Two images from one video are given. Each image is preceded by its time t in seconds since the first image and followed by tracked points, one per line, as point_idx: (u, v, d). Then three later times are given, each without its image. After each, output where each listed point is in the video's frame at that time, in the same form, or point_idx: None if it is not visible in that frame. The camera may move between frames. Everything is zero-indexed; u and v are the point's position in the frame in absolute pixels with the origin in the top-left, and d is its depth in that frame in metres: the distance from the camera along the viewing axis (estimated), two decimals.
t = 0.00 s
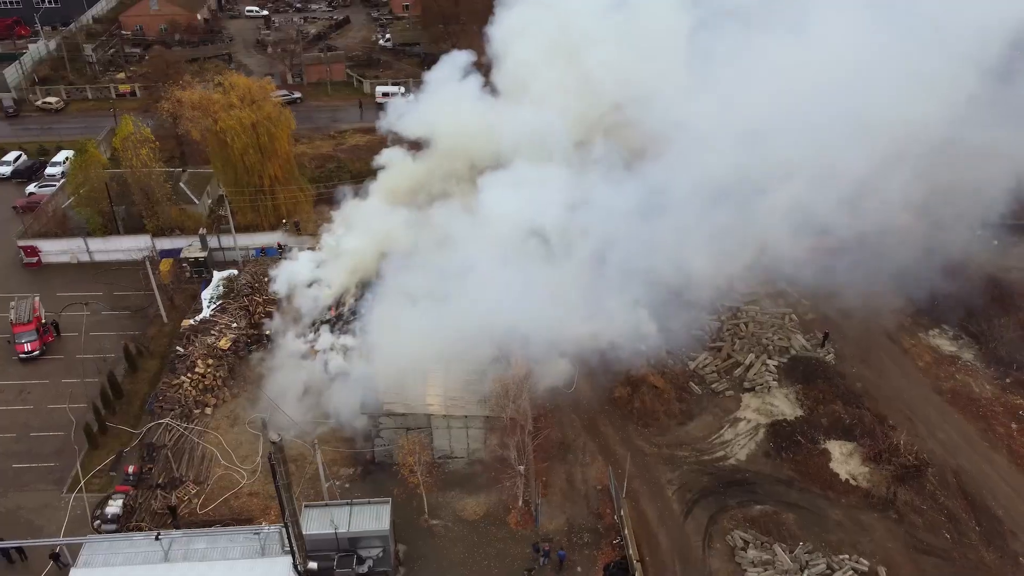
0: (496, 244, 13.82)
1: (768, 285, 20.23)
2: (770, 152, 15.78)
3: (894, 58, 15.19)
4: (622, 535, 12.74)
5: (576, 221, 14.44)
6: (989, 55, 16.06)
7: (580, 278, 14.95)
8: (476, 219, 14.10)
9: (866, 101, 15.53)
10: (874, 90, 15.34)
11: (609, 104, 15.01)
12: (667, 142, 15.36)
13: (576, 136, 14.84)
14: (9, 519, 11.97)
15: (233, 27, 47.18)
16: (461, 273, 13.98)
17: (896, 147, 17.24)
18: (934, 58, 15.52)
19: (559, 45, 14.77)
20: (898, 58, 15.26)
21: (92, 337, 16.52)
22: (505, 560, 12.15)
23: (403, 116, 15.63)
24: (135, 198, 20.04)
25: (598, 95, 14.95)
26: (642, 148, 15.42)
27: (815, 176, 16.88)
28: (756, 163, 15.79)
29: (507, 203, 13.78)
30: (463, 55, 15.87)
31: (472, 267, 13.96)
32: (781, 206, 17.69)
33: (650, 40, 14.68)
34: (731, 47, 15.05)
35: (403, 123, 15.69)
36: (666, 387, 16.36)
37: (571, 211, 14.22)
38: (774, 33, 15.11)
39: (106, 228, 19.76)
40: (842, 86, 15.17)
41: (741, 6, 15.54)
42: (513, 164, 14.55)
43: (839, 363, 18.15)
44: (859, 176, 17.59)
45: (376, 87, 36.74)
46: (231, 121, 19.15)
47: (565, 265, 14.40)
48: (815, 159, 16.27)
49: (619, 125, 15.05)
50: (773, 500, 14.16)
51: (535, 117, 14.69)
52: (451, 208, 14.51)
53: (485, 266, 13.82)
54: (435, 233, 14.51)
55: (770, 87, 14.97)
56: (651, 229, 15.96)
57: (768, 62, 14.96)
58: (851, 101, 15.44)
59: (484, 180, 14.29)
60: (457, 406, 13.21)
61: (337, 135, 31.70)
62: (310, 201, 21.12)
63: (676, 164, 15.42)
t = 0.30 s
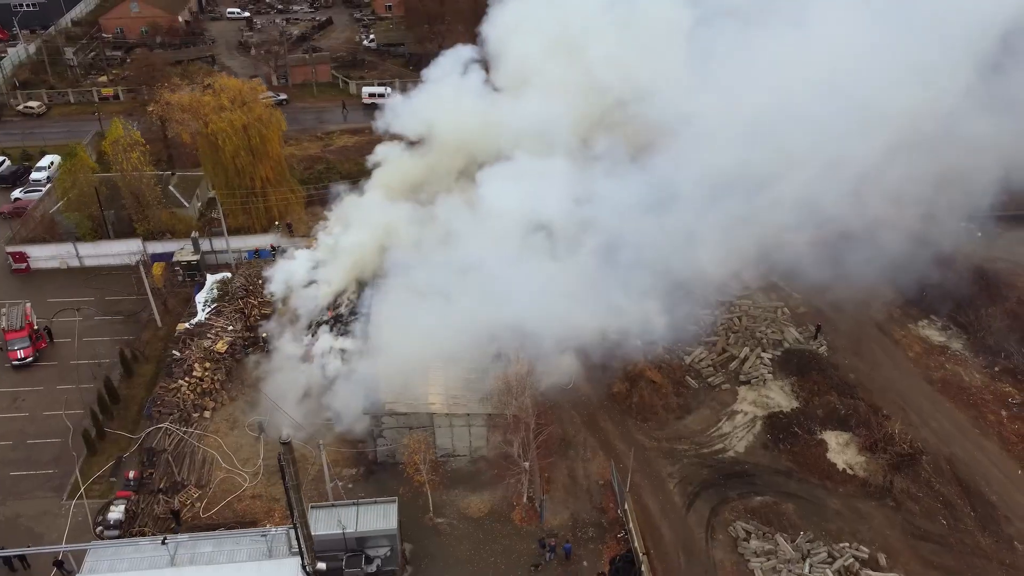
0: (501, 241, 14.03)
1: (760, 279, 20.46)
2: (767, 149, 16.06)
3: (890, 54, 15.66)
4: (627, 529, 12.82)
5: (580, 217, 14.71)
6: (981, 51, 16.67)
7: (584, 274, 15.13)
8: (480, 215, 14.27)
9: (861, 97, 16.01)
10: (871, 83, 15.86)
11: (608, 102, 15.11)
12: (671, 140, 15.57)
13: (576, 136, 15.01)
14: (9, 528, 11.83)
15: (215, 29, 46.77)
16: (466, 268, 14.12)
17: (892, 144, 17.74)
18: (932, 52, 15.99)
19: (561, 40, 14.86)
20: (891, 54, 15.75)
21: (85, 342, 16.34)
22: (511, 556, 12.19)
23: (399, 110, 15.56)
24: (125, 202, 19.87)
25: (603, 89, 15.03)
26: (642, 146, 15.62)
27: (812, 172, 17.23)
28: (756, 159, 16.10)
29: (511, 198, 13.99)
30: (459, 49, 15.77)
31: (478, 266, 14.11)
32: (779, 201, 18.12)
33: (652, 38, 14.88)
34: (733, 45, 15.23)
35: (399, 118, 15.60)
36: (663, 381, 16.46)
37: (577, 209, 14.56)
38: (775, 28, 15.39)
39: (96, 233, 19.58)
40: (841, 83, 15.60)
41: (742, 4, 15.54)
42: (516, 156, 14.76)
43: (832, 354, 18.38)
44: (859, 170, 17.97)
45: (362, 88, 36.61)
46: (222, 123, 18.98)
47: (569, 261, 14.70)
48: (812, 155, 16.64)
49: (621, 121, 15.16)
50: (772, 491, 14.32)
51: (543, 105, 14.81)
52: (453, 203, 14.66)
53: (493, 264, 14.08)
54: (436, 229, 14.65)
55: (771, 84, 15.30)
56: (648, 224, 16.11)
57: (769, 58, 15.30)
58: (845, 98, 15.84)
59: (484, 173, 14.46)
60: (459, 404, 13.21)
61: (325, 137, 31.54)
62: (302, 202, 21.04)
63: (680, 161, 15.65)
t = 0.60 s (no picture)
0: (504, 236, 14.28)
1: (752, 273, 20.68)
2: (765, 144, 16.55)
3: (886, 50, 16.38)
4: (630, 522, 12.91)
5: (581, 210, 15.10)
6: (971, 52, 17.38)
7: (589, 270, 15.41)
8: (480, 211, 14.52)
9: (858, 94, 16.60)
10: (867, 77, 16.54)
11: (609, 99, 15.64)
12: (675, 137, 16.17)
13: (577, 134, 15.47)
14: (8, 537, 11.68)
15: (196, 31, 46.37)
16: (469, 264, 14.36)
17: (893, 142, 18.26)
18: (922, 46, 16.70)
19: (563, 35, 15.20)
20: (885, 51, 16.39)
21: (78, 348, 16.15)
22: (517, 553, 12.23)
23: (392, 106, 15.71)
24: (114, 206, 19.62)
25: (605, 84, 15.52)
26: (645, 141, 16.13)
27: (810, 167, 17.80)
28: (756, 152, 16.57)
29: (512, 189, 14.31)
30: (462, 43, 15.77)
31: (482, 262, 14.37)
32: (779, 198, 18.73)
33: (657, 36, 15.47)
34: (736, 42, 15.81)
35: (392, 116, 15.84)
36: (660, 376, 16.60)
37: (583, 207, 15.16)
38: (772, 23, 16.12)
39: (85, 237, 19.26)
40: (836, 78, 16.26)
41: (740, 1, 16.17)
42: (517, 151, 14.96)
43: (824, 346, 18.62)
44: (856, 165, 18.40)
45: (348, 89, 36.47)
46: (212, 125, 18.89)
47: (575, 255, 15.01)
48: (805, 151, 17.10)
49: (623, 116, 15.64)
50: (772, 482, 14.49)
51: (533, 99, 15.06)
52: (454, 198, 14.70)
53: (497, 258, 14.33)
54: (436, 225, 14.77)
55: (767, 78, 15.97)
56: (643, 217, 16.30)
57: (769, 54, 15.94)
58: (843, 90, 16.45)
59: (485, 166, 14.71)
60: (461, 403, 13.23)
61: (311, 138, 31.37)
62: (293, 204, 20.94)
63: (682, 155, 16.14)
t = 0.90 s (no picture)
0: (503, 228, 14.53)
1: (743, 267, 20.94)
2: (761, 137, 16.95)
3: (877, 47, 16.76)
4: (634, 516, 12.99)
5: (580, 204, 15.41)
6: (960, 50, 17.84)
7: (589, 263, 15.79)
8: (480, 207, 14.76)
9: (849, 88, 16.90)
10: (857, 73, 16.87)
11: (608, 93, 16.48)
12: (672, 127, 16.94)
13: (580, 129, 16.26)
14: (8, 545, 11.53)
15: (177, 33, 45.91)
16: (469, 258, 14.53)
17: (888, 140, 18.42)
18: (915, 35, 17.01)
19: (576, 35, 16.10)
20: (882, 46, 16.79)
21: (71, 354, 15.95)
22: (523, 548, 12.28)
23: (390, 104, 16.12)
24: (103, 210, 19.40)
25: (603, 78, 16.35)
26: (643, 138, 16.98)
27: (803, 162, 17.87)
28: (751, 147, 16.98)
29: (514, 181, 14.62)
30: (464, 39, 16.37)
31: (483, 258, 14.60)
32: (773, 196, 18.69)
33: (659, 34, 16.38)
34: (735, 38, 16.61)
35: (390, 120, 16.30)
36: (657, 370, 16.74)
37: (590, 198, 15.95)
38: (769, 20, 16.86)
39: (75, 243, 19.04)
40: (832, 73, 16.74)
41: None
42: (518, 142, 15.42)
43: (816, 338, 18.87)
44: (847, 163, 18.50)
45: (333, 89, 36.29)
46: (202, 127, 18.66)
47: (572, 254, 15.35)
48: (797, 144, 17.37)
49: (625, 111, 16.53)
50: (770, 473, 14.67)
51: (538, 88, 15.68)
52: (454, 194, 14.90)
53: (502, 251, 14.58)
54: (436, 220, 14.96)
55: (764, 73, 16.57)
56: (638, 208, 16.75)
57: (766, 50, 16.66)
58: (844, 85, 16.90)
59: (485, 157, 15.05)
60: (461, 400, 13.23)
61: (298, 140, 31.20)
62: (284, 206, 20.80)
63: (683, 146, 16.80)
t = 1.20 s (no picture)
0: (504, 219, 14.63)
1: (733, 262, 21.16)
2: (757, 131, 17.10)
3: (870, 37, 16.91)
4: (636, 509, 13.08)
5: (580, 196, 15.48)
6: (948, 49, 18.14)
7: (596, 255, 15.82)
8: (480, 203, 14.82)
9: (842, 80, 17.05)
10: (850, 63, 17.00)
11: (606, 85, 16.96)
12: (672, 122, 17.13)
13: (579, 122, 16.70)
14: (8, 555, 11.38)
15: (156, 36, 45.37)
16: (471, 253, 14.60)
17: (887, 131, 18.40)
18: (907, 26, 17.23)
19: (579, 31, 16.67)
20: (881, 39, 16.97)
21: (64, 361, 15.76)
22: (528, 544, 12.32)
23: (384, 101, 16.14)
24: (91, 215, 19.14)
25: (603, 73, 16.85)
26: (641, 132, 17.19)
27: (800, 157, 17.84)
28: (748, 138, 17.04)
29: (512, 172, 14.77)
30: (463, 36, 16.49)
31: (483, 253, 14.63)
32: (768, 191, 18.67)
33: (659, 29, 16.85)
34: (731, 32, 16.91)
35: (385, 119, 16.31)
36: (652, 365, 16.87)
37: (590, 192, 16.01)
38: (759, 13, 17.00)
39: (62, 248, 18.75)
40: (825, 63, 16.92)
41: None
42: (517, 135, 15.58)
43: (807, 330, 19.11)
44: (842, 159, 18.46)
45: (317, 91, 36.07)
46: (191, 130, 18.48)
47: (574, 248, 15.30)
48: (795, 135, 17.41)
49: (626, 104, 17.02)
50: (768, 464, 14.85)
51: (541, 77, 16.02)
52: (454, 190, 15.01)
53: (507, 245, 14.63)
54: (438, 214, 15.05)
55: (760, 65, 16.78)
56: (641, 200, 16.74)
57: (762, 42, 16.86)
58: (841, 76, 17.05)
59: (481, 149, 15.34)
60: (462, 399, 13.25)
61: (284, 142, 30.96)
62: (274, 208, 20.66)
63: (684, 142, 16.94)
